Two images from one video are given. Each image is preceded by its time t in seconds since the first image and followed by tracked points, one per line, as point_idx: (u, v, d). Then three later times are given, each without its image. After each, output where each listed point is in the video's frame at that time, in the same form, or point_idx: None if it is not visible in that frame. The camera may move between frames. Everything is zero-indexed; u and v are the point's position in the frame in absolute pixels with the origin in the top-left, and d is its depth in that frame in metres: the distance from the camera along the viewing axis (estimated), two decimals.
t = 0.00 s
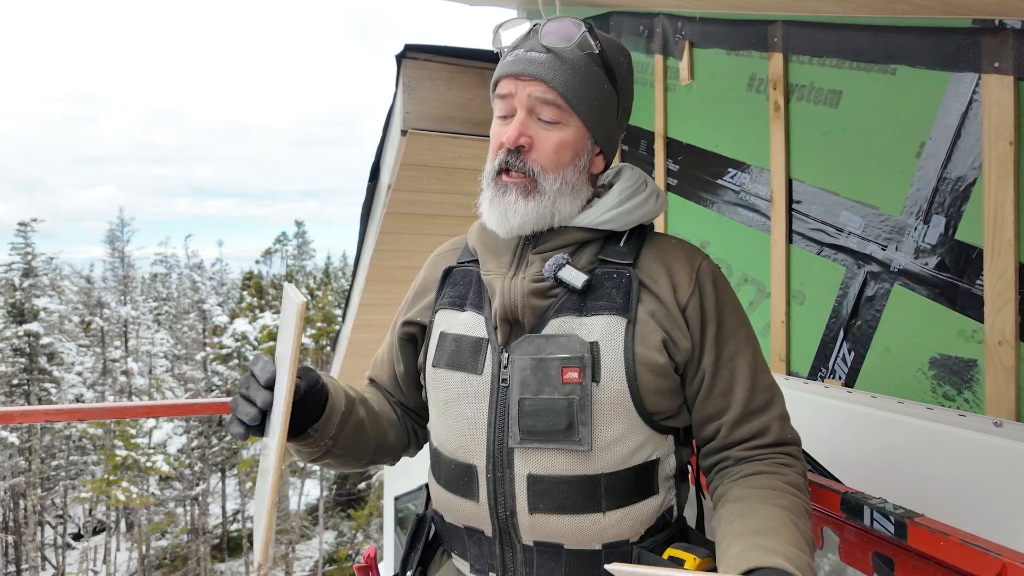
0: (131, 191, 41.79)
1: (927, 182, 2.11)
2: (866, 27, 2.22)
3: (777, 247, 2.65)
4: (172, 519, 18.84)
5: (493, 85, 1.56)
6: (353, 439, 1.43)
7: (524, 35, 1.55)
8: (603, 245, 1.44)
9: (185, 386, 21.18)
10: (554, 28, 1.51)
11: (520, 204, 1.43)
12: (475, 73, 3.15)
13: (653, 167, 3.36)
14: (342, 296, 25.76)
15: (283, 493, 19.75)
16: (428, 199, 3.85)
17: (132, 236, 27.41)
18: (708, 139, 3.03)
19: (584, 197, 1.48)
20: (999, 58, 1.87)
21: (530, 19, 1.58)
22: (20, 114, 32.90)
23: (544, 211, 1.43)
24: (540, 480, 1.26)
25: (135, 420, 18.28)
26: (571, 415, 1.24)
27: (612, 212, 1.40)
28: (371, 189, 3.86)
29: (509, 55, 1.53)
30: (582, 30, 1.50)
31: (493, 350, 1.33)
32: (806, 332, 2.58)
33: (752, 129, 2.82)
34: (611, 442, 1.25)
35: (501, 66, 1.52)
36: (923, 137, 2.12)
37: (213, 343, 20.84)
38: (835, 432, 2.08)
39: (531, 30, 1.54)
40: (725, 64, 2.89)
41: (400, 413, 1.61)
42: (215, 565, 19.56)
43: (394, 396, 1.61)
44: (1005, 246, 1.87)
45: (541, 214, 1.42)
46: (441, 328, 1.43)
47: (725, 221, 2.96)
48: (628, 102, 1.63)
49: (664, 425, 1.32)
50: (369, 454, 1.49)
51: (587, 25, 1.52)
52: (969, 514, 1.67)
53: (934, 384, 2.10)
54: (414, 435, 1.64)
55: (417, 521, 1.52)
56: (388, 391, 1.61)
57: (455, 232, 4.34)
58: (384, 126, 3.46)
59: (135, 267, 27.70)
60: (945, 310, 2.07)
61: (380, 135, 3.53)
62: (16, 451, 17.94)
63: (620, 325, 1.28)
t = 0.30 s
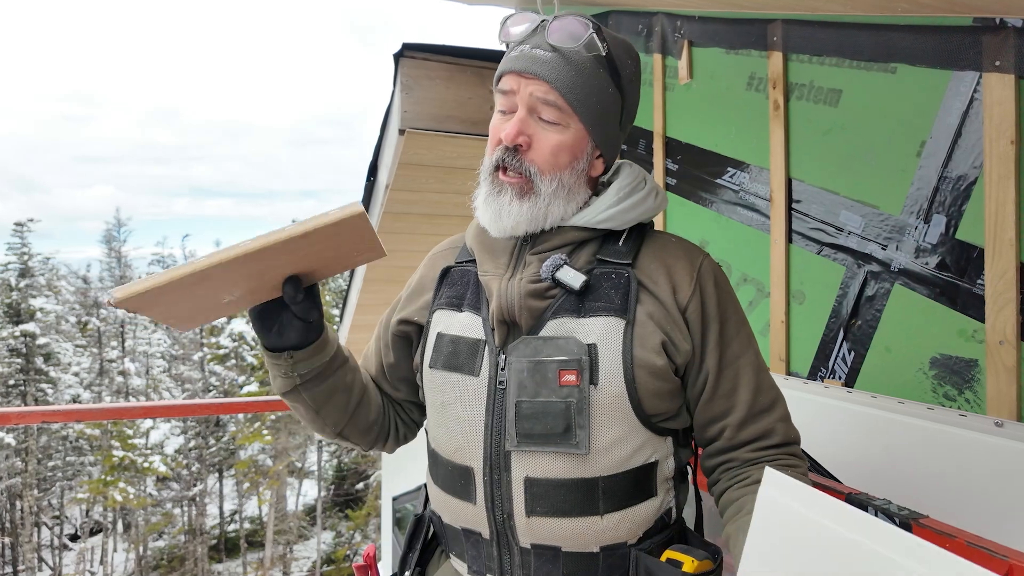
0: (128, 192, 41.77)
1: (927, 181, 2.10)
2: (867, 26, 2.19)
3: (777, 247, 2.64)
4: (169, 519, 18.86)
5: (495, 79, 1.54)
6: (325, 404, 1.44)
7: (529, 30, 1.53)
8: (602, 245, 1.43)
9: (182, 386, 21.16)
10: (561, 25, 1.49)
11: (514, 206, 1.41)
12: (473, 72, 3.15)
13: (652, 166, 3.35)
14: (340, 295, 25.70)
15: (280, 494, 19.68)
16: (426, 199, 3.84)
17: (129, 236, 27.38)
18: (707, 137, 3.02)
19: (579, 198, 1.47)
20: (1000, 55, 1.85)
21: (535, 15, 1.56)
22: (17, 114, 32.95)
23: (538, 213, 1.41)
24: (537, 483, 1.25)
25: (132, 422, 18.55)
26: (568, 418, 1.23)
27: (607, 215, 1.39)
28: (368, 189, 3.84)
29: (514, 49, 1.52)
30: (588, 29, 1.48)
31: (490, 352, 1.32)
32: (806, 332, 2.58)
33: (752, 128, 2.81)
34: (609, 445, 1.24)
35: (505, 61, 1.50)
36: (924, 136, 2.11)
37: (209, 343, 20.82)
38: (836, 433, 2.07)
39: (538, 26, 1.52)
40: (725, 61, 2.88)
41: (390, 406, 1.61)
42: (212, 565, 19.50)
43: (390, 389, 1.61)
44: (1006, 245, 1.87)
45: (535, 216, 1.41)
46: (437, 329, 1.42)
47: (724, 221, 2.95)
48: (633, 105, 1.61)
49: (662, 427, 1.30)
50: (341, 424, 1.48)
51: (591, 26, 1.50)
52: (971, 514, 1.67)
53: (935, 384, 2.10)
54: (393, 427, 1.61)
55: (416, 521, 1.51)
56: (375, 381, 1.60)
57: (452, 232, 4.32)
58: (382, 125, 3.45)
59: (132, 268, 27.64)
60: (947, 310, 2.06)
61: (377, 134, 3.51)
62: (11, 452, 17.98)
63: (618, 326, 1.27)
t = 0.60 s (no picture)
0: (125, 191, 41.53)
1: (924, 180, 2.09)
2: (863, 24, 2.16)
3: (774, 246, 2.63)
4: (166, 520, 18.73)
5: (505, 75, 1.52)
6: (323, 413, 1.42)
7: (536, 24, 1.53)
8: (603, 244, 1.42)
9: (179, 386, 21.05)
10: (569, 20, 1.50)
11: (539, 202, 1.39)
12: (470, 71, 3.13)
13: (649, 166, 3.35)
14: (337, 295, 25.61)
15: (278, 494, 19.63)
16: (422, 198, 3.82)
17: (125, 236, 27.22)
18: (704, 137, 3.01)
19: (596, 193, 1.46)
20: (997, 54, 1.84)
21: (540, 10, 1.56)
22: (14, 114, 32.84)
23: (562, 208, 1.40)
24: (535, 483, 1.23)
25: (128, 421, 18.06)
26: (568, 417, 1.22)
27: (624, 209, 1.39)
28: (365, 188, 3.82)
29: (523, 47, 1.51)
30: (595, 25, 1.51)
31: (490, 350, 1.31)
32: (803, 332, 2.57)
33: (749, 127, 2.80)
34: (610, 445, 1.22)
35: (516, 59, 1.49)
36: (921, 136, 2.10)
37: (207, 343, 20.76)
38: (834, 433, 2.07)
39: (545, 21, 1.51)
40: (721, 59, 2.88)
41: (388, 406, 1.59)
42: (209, 566, 19.42)
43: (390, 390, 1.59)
44: (1003, 244, 1.86)
45: (559, 211, 1.39)
46: (437, 327, 1.41)
47: (721, 220, 2.94)
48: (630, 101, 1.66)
49: (661, 428, 1.29)
50: (343, 435, 1.47)
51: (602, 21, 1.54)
52: (968, 515, 1.67)
53: (932, 384, 2.09)
54: (394, 429, 1.60)
55: (412, 522, 1.50)
56: (375, 381, 1.59)
57: (449, 231, 4.31)
58: (378, 124, 3.43)
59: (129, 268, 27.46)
60: (944, 310, 2.05)
61: (373, 133, 3.49)
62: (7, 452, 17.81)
63: (620, 327, 1.25)
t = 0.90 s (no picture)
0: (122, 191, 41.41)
1: (917, 179, 2.10)
2: (854, 23, 2.15)
3: (769, 245, 2.64)
4: (163, 521, 18.65)
5: (513, 82, 1.52)
6: (354, 437, 1.40)
7: (537, 33, 1.55)
8: (601, 243, 1.44)
9: (177, 386, 20.98)
10: (572, 27, 1.56)
11: (569, 203, 1.39)
12: (465, 71, 3.13)
13: (645, 165, 3.36)
14: (335, 295, 25.57)
15: (277, 495, 19.64)
16: (418, 199, 3.81)
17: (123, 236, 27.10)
18: (699, 137, 3.01)
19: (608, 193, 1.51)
20: (989, 53, 1.78)
21: (537, 16, 1.59)
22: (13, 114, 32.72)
23: (587, 207, 1.42)
24: (537, 480, 1.23)
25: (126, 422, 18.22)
26: (570, 414, 1.21)
27: (639, 203, 1.44)
28: (360, 187, 3.82)
29: (532, 51, 1.52)
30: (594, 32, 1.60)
31: (490, 349, 1.31)
32: (797, 331, 2.58)
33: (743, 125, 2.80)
34: (609, 442, 1.23)
35: (529, 64, 1.50)
36: (913, 136, 2.11)
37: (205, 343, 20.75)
38: (830, 433, 2.06)
39: (547, 26, 1.55)
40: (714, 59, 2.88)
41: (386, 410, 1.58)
42: (207, 566, 19.38)
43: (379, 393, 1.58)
44: (996, 243, 1.86)
45: (587, 211, 1.42)
46: (436, 327, 1.40)
47: (716, 220, 2.95)
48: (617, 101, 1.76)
49: (659, 424, 1.29)
50: (365, 450, 1.45)
51: (598, 28, 1.65)
52: (963, 512, 1.64)
53: (925, 383, 2.09)
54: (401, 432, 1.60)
55: (409, 522, 1.49)
56: (378, 390, 1.57)
57: (445, 231, 4.31)
58: (374, 123, 3.42)
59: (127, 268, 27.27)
60: (936, 308, 2.05)
61: (369, 133, 3.49)
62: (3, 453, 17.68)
63: (619, 323, 1.26)
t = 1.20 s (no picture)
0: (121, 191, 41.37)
1: (912, 178, 2.10)
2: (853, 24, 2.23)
3: (765, 245, 2.65)
4: (162, 521, 18.64)
5: (513, 90, 1.51)
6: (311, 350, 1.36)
7: (537, 39, 1.55)
8: (601, 243, 1.45)
9: (175, 387, 20.92)
10: (574, 32, 1.57)
11: (568, 208, 1.41)
12: (462, 70, 3.14)
13: (642, 165, 3.38)
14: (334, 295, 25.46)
15: (275, 495, 19.66)
16: (416, 198, 3.81)
17: (122, 236, 27.06)
18: (696, 137, 3.02)
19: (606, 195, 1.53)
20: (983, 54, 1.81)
21: (536, 22, 1.59)
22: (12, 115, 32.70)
23: (585, 211, 1.43)
24: (540, 476, 1.23)
25: (124, 421, 18.15)
26: (573, 410, 1.22)
27: (636, 206, 1.46)
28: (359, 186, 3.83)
29: (533, 60, 1.52)
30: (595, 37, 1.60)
31: (493, 346, 1.31)
32: (794, 330, 2.59)
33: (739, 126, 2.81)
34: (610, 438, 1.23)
35: (529, 73, 1.50)
36: (908, 136, 2.11)
37: (203, 344, 20.74)
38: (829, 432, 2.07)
39: (548, 33, 1.56)
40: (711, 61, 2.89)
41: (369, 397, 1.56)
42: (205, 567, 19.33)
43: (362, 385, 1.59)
44: (990, 242, 1.86)
45: (583, 216, 1.43)
46: (437, 324, 1.40)
47: (713, 220, 2.96)
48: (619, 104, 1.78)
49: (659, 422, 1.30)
50: (312, 391, 1.38)
51: (600, 32, 1.65)
52: (960, 505, 1.65)
53: (920, 382, 2.09)
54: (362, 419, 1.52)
55: (407, 522, 1.49)
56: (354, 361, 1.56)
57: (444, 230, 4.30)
58: (371, 123, 3.43)
59: (125, 268, 27.19)
60: (931, 307, 2.06)
61: (366, 132, 3.50)
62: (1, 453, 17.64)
63: (621, 321, 1.27)
